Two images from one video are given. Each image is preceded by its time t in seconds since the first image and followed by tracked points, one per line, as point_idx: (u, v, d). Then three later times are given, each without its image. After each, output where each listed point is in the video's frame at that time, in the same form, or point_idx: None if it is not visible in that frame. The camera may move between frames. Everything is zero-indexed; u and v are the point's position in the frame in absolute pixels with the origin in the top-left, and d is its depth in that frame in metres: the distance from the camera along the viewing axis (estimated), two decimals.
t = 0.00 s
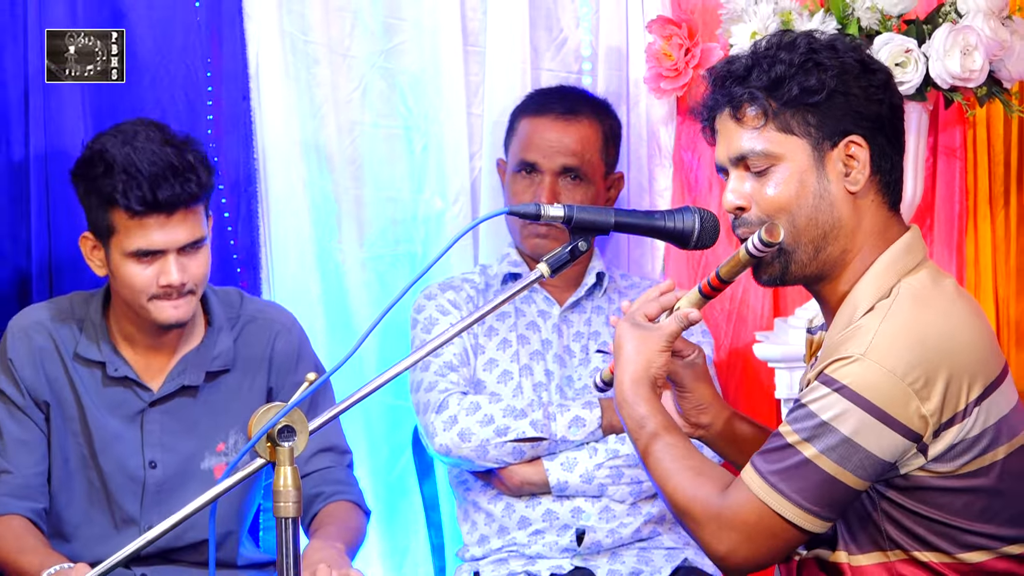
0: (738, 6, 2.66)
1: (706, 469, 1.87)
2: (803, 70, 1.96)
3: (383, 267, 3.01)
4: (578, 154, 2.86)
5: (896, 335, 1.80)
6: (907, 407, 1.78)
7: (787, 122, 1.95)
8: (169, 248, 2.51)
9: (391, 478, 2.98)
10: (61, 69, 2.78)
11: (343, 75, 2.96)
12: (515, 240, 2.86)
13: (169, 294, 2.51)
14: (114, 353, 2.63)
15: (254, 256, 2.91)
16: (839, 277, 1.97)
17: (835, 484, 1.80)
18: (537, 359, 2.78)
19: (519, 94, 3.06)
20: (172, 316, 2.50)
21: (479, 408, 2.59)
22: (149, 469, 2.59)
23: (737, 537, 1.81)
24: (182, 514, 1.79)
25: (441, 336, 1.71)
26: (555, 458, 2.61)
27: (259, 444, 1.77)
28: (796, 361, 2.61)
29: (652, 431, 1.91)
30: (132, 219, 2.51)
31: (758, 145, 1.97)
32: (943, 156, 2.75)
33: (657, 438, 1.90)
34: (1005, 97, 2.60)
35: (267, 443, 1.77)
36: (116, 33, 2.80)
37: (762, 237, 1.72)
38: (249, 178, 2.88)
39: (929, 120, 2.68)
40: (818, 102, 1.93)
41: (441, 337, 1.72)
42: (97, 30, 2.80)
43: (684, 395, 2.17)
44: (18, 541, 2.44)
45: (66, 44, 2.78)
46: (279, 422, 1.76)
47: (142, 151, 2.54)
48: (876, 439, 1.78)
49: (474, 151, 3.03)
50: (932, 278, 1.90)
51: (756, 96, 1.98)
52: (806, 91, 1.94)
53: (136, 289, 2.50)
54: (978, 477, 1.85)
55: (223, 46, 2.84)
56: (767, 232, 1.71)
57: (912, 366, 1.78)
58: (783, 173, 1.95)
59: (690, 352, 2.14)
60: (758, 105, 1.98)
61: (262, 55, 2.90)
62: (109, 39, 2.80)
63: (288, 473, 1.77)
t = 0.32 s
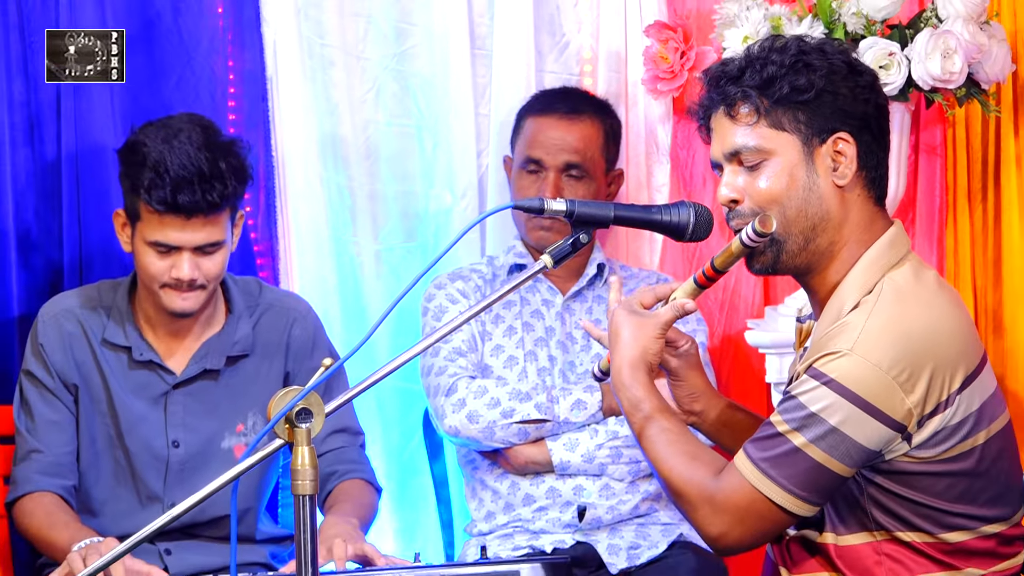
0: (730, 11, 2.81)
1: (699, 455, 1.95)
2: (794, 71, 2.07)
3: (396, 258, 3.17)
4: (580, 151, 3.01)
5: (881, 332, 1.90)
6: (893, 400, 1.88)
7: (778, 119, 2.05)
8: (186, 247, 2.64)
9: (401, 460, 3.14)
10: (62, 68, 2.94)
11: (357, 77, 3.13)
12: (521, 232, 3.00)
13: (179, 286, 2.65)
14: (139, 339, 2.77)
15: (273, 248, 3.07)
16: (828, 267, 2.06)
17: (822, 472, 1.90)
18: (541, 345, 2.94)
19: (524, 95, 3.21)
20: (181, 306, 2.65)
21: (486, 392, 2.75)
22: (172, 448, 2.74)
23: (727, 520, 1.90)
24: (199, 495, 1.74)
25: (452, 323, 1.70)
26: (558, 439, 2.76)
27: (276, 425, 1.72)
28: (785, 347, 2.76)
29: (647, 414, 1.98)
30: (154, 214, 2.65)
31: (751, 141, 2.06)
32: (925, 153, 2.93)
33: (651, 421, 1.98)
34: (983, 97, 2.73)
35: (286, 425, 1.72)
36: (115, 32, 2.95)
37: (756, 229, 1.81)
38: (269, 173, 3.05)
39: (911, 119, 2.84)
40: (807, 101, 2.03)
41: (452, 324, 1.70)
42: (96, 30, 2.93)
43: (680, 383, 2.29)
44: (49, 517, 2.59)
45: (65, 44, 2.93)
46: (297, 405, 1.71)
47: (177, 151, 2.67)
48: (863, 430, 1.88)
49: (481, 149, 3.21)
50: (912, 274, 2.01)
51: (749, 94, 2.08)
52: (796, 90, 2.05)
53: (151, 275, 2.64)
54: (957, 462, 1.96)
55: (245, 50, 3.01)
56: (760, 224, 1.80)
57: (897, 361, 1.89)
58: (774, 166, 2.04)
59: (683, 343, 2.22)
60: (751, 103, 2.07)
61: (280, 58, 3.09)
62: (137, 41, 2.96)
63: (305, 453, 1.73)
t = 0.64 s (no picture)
0: (724, 18, 2.96)
1: (675, 419, 2.11)
2: (796, 73, 2.17)
3: (407, 250, 3.35)
4: (583, 151, 3.15)
5: (860, 324, 2.03)
6: (866, 387, 2.02)
7: (777, 118, 2.17)
8: (223, 249, 2.81)
9: (413, 443, 3.32)
10: (61, 68, 3.10)
11: (372, 81, 3.30)
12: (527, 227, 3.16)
13: (221, 284, 2.83)
14: (168, 329, 2.94)
15: (293, 243, 3.27)
16: (815, 259, 2.20)
17: (789, 444, 2.04)
18: (546, 334, 3.10)
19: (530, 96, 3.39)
20: (223, 302, 2.84)
21: (494, 378, 2.91)
22: (199, 432, 2.90)
23: (695, 480, 2.06)
24: (222, 476, 1.83)
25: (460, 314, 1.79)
26: (562, 423, 2.92)
27: (296, 410, 1.80)
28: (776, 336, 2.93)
29: (639, 388, 2.14)
30: (192, 226, 2.79)
31: (750, 137, 2.19)
32: (909, 152, 3.09)
33: (640, 397, 2.14)
34: (963, 100, 2.88)
35: (303, 409, 1.81)
36: (117, 34, 3.11)
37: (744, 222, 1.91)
38: (288, 172, 3.24)
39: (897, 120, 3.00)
40: (806, 103, 2.15)
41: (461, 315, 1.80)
42: (98, 31, 3.11)
43: (675, 350, 2.47)
44: (82, 497, 2.75)
45: (67, 45, 3.09)
46: (314, 390, 1.79)
47: (199, 161, 2.80)
48: (835, 413, 2.02)
49: (489, 148, 3.36)
50: (896, 270, 2.13)
51: (751, 92, 2.19)
52: (796, 92, 2.16)
53: (192, 277, 2.82)
54: (938, 446, 2.08)
55: (266, 55, 3.21)
56: (749, 216, 2.01)
57: (873, 352, 2.01)
58: (769, 163, 2.17)
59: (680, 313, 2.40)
60: (753, 101, 2.19)
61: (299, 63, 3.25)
62: (162, 50, 3.15)
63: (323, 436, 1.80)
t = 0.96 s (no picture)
0: (713, 27, 3.13)
1: (671, 420, 2.29)
2: (767, 89, 2.31)
3: (411, 246, 3.53)
4: (580, 153, 3.32)
5: (842, 327, 2.18)
6: (850, 385, 2.18)
7: (750, 134, 2.31)
8: (221, 257, 2.93)
9: (418, 430, 3.49)
10: (61, 68, 3.27)
11: (379, 87, 3.49)
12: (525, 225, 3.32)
13: (217, 288, 2.96)
14: (187, 323, 3.10)
15: (304, 241, 3.42)
16: (798, 262, 2.36)
17: (779, 442, 2.21)
18: (544, 326, 3.27)
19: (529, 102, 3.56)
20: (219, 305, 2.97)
21: (494, 367, 3.07)
22: (216, 421, 3.07)
23: (693, 479, 2.23)
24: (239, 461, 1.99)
25: (462, 308, 1.93)
26: (558, 410, 3.09)
27: (308, 398, 1.96)
28: (761, 329, 3.08)
29: (637, 390, 2.34)
30: (193, 230, 2.93)
31: (726, 152, 2.33)
32: (887, 155, 3.33)
33: (639, 398, 2.33)
34: (939, 104, 3.05)
35: (314, 397, 1.97)
36: (117, 33, 3.31)
37: (728, 232, 2.11)
38: (300, 174, 3.41)
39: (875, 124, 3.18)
40: (777, 118, 2.29)
41: (463, 309, 1.94)
42: (99, 32, 3.30)
43: (675, 348, 2.66)
44: (105, 481, 2.92)
45: (67, 44, 3.28)
46: (325, 380, 1.95)
47: (215, 172, 2.96)
48: (822, 411, 2.19)
49: (490, 151, 3.54)
50: (875, 269, 2.28)
51: (725, 111, 2.33)
52: (768, 108, 2.29)
53: (192, 275, 2.96)
54: (917, 438, 2.24)
55: (278, 61, 3.38)
56: (732, 229, 2.11)
57: (855, 352, 2.17)
58: (746, 177, 2.31)
59: (679, 313, 2.62)
60: (727, 119, 2.33)
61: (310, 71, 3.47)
62: (180, 55, 3.32)
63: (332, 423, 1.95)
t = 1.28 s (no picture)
0: (704, 34, 3.29)
1: (666, 404, 2.46)
2: (762, 93, 2.43)
3: (418, 242, 3.71)
4: (579, 153, 3.49)
5: (827, 319, 2.32)
6: (834, 374, 2.32)
7: (746, 135, 2.44)
8: (246, 260, 3.11)
9: (424, 416, 3.66)
10: (61, 68, 3.44)
11: (387, 91, 3.66)
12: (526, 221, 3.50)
13: (241, 289, 3.15)
14: (207, 315, 3.28)
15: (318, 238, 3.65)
16: (789, 260, 2.49)
17: (766, 426, 2.35)
18: (544, 317, 3.45)
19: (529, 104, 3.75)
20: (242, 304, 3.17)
21: (497, 355, 3.24)
22: (234, 409, 3.25)
23: (684, 460, 2.39)
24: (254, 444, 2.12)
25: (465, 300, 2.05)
26: (557, 395, 3.26)
27: (320, 385, 2.12)
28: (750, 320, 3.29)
29: (636, 375, 2.51)
30: (218, 236, 3.09)
31: (722, 152, 2.47)
32: (870, 155, 3.49)
33: (637, 383, 2.50)
34: (918, 107, 3.22)
35: (325, 384, 2.12)
36: (118, 34, 3.49)
37: (721, 232, 2.34)
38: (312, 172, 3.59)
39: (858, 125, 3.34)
40: (771, 121, 2.42)
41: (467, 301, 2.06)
42: (99, 32, 3.47)
43: (681, 332, 2.82)
44: (127, 464, 3.09)
45: (67, 44, 3.44)
46: (336, 368, 2.10)
47: (234, 180, 3.11)
48: (806, 398, 2.32)
49: (493, 152, 3.76)
50: (861, 264, 2.42)
51: (722, 113, 2.46)
52: (763, 111, 2.42)
53: (217, 277, 3.14)
54: (893, 426, 2.36)
55: (291, 65, 3.56)
56: (725, 228, 2.34)
57: (839, 343, 2.31)
58: (741, 176, 2.45)
59: (685, 297, 2.75)
60: (723, 120, 2.46)
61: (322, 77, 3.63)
62: (197, 60, 3.51)
63: (343, 409, 2.11)
